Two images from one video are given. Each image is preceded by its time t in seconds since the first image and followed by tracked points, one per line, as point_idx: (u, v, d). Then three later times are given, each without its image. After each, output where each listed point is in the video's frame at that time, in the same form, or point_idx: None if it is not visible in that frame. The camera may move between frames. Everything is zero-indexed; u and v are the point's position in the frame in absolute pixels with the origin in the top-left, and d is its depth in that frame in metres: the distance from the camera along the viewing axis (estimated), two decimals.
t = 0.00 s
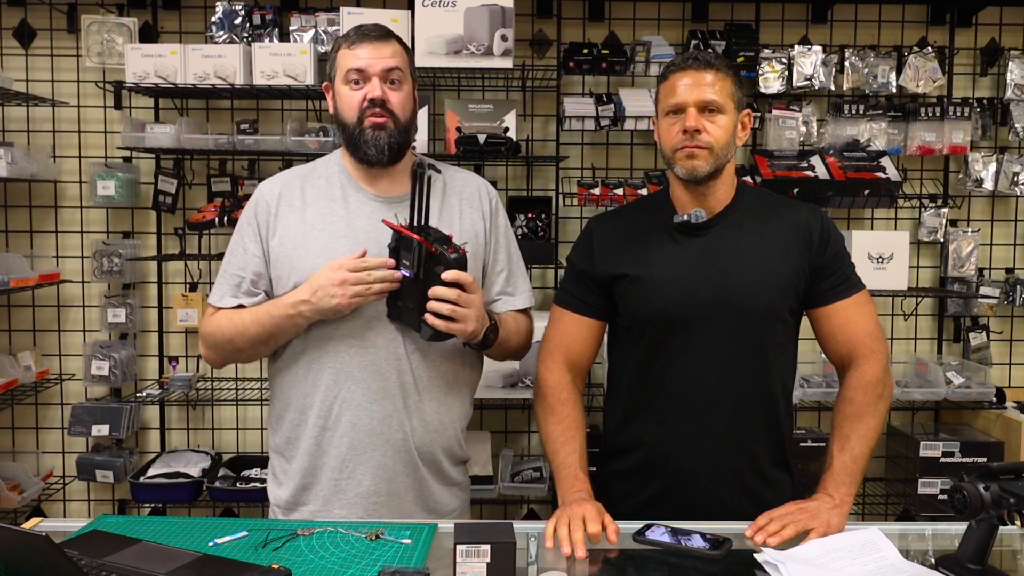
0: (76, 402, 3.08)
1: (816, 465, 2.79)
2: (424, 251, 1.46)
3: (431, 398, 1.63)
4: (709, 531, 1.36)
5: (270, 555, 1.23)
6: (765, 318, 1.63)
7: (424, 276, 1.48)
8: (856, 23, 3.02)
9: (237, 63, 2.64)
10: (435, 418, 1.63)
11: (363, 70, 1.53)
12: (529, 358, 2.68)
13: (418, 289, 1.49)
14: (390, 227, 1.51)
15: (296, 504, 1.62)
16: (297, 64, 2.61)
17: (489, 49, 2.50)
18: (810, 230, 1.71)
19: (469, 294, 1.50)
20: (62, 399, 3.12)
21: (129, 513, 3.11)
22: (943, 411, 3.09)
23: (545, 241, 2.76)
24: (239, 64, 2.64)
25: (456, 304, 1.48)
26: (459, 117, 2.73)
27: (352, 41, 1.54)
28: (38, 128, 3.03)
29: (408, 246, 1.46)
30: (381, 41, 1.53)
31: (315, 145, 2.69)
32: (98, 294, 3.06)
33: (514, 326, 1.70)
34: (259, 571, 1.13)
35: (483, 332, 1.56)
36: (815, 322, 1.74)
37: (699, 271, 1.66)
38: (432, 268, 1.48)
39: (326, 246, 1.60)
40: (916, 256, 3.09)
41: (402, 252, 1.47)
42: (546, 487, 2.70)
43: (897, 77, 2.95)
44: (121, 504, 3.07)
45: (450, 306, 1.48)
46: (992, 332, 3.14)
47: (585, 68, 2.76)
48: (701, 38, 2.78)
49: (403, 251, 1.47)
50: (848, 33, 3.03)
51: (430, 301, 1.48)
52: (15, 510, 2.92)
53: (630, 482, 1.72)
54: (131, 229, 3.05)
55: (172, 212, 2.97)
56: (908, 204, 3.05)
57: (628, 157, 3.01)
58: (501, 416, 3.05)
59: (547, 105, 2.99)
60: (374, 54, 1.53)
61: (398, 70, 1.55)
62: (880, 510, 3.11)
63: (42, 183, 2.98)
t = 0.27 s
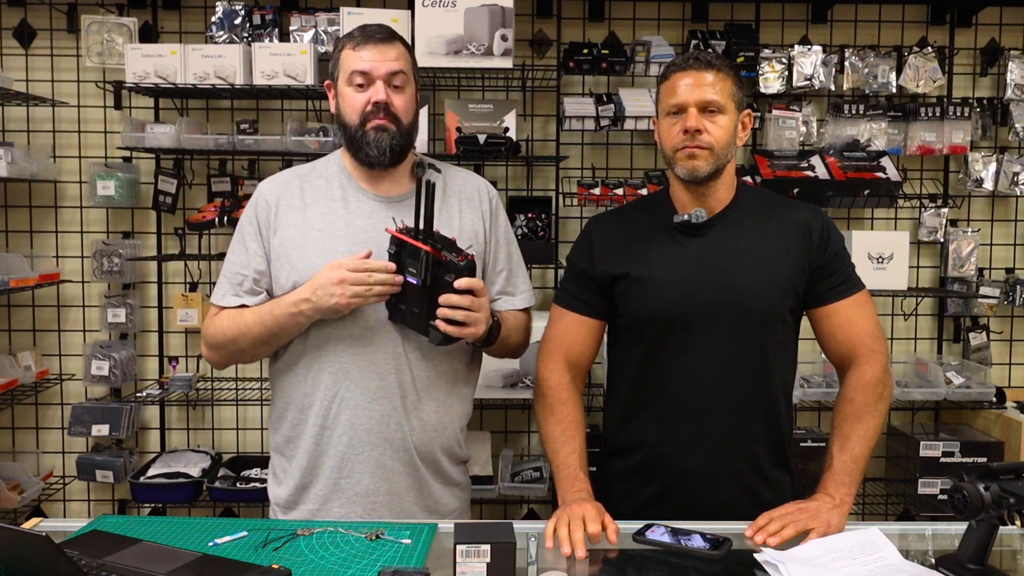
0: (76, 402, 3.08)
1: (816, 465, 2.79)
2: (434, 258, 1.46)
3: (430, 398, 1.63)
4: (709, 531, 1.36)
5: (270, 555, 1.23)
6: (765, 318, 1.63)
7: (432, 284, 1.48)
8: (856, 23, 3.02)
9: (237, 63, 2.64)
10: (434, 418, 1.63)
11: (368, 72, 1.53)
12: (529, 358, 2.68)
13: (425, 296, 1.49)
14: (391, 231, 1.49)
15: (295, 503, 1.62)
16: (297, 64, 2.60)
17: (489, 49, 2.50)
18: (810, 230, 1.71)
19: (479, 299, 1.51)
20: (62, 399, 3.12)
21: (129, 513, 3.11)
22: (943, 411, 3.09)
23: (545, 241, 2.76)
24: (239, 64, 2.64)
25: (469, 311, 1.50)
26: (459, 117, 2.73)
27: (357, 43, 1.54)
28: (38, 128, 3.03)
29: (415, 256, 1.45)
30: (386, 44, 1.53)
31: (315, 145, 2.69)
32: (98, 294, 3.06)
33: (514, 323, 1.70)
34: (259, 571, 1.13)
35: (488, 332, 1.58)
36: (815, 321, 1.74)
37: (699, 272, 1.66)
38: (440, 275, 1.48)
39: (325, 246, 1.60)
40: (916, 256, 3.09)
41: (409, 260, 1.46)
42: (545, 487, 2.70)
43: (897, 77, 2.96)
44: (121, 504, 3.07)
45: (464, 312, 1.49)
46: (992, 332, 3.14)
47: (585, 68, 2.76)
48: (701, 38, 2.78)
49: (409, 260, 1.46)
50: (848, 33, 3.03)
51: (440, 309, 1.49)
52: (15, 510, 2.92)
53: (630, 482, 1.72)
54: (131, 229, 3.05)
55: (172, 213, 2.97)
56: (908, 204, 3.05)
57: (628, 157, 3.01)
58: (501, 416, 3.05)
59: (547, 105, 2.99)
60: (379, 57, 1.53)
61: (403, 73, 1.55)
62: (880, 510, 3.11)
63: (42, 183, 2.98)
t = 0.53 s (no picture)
0: (76, 402, 3.08)
1: (816, 465, 2.79)
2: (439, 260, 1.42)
3: (429, 397, 1.63)
4: (709, 531, 1.36)
5: (270, 555, 1.23)
6: (765, 318, 1.63)
7: (438, 287, 1.44)
8: (856, 23, 3.02)
9: (237, 62, 2.64)
10: (433, 418, 1.63)
11: (388, 94, 1.50)
12: (529, 358, 2.68)
13: (429, 300, 1.45)
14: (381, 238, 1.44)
15: (295, 502, 1.62)
16: (297, 64, 2.61)
17: (489, 49, 2.50)
18: (810, 231, 1.71)
19: (486, 296, 1.48)
20: (62, 399, 3.12)
21: (129, 513, 3.11)
22: (943, 411, 3.09)
23: (545, 241, 2.76)
24: (239, 64, 2.64)
25: (477, 309, 1.47)
26: (459, 117, 2.73)
27: (378, 61, 1.50)
28: (38, 128, 3.03)
29: (417, 261, 1.42)
30: (407, 65, 1.51)
31: (315, 145, 2.69)
32: (98, 294, 3.06)
33: (511, 320, 1.69)
34: (259, 571, 1.13)
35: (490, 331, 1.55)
36: (815, 321, 1.74)
37: (699, 272, 1.66)
38: (445, 276, 1.44)
39: (324, 246, 1.59)
40: (916, 256, 3.08)
41: (412, 266, 1.42)
42: (545, 487, 2.70)
43: (897, 77, 2.95)
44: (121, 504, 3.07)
45: (475, 311, 1.47)
46: (992, 332, 3.14)
47: (585, 68, 2.76)
48: (701, 38, 2.78)
49: (410, 266, 1.42)
50: (848, 33, 3.03)
51: (449, 311, 1.45)
52: (15, 510, 2.92)
53: (630, 482, 1.72)
54: (131, 229, 3.05)
55: (172, 212, 2.97)
56: (908, 204, 3.05)
57: (628, 157, 3.01)
58: (501, 416, 3.05)
59: (547, 105, 2.99)
60: (400, 79, 1.50)
61: (421, 96, 1.53)
62: (880, 510, 3.11)
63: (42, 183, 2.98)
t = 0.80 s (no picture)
0: (76, 402, 3.08)
1: (816, 465, 2.79)
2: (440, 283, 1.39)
3: (427, 398, 1.63)
4: (709, 531, 1.36)
5: (270, 555, 1.23)
6: (765, 318, 1.63)
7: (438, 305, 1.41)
8: (856, 23, 3.02)
9: (237, 62, 2.64)
10: (431, 418, 1.63)
11: (390, 101, 1.50)
12: (529, 358, 2.68)
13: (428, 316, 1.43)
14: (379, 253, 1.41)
15: (293, 502, 1.62)
16: (297, 64, 2.61)
17: (489, 49, 2.50)
18: (809, 231, 1.71)
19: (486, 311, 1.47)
20: (62, 399, 3.12)
21: (129, 513, 3.11)
22: (943, 411, 3.09)
23: (545, 241, 2.76)
24: (240, 64, 2.64)
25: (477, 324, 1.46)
26: (459, 117, 2.73)
27: (381, 66, 1.49)
28: (38, 128, 3.03)
29: (418, 282, 1.39)
30: (410, 72, 1.50)
31: (315, 145, 2.69)
32: (98, 294, 3.06)
33: (507, 324, 1.69)
34: (259, 571, 1.13)
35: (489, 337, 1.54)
36: (815, 321, 1.74)
37: (699, 272, 1.66)
38: (445, 295, 1.41)
39: (323, 245, 1.60)
40: (916, 256, 3.08)
41: (412, 287, 1.39)
42: (545, 487, 2.70)
43: (897, 77, 2.95)
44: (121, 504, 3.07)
45: (475, 329, 1.46)
46: (992, 332, 3.14)
47: (585, 68, 2.76)
48: (701, 38, 2.78)
49: (410, 286, 1.39)
50: (848, 33, 3.03)
51: (449, 326, 1.44)
52: (14, 510, 2.92)
53: (629, 482, 1.72)
54: (131, 229, 3.05)
55: (172, 212, 2.97)
56: (908, 204, 3.05)
57: (628, 157, 3.01)
58: (501, 416, 3.05)
59: (547, 105, 2.99)
60: (404, 86, 1.50)
61: (423, 103, 1.53)
62: (880, 510, 3.11)
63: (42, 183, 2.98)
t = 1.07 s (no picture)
0: (76, 402, 3.08)
1: (816, 465, 2.79)
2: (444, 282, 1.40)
3: (426, 398, 1.63)
4: (709, 531, 1.36)
5: (270, 555, 1.23)
6: (765, 317, 1.63)
7: (441, 306, 1.42)
8: (856, 23, 3.02)
9: (237, 63, 2.64)
10: (430, 418, 1.63)
11: (390, 105, 1.50)
12: (529, 358, 2.68)
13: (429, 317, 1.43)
14: (382, 253, 1.40)
15: (292, 501, 1.62)
16: (297, 64, 2.61)
17: (489, 49, 2.50)
18: (808, 231, 1.71)
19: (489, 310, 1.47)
20: (62, 399, 3.12)
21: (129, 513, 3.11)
22: (943, 411, 3.09)
23: (545, 241, 2.76)
24: (239, 64, 2.64)
25: (480, 325, 1.46)
26: (459, 117, 2.73)
27: (381, 70, 1.49)
28: (38, 128, 3.03)
29: (421, 282, 1.39)
30: (411, 76, 1.50)
31: (315, 145, 2.69)
32: (98, 294, 3.06)
33: (507, 324, 1.69)
34: (259, 571, 1.13)
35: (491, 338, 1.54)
36: (815, 321, 1.74)
37: (699, 272, 1.66)
38: (447, 296, 1.41)
39: (323, 245, 1.60)
40: (917, 256, 3.08)
41: (415, 287, 1.40)
42: (545, 487, 2.70)
43: (897, 77, 2.95)
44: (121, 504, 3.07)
45: (479, 329, 1.46)
46: (992, 332, 3.14)
47: (585, 68, 2.75)
48: (701, 38, 2.78)
49: (413, 285, 1.40)
50: (848, 33, 3.03)
51: (451, 326, 1.44)
52: (14, 510, 2.92)
53: (629, 481, 1.72)
54: (131, 229, 3.05)
55: (172, 212, 2.97)
56: (908, 204, 3.05)
57: (628, 157, 3.01)
58: (501, 416, 3.05)
59: (547, 105, 2.99)
60: (404, 90, 1.50)
61: (423, 106, 1.53)
62: (880, 510, 3.11)
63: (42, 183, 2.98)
